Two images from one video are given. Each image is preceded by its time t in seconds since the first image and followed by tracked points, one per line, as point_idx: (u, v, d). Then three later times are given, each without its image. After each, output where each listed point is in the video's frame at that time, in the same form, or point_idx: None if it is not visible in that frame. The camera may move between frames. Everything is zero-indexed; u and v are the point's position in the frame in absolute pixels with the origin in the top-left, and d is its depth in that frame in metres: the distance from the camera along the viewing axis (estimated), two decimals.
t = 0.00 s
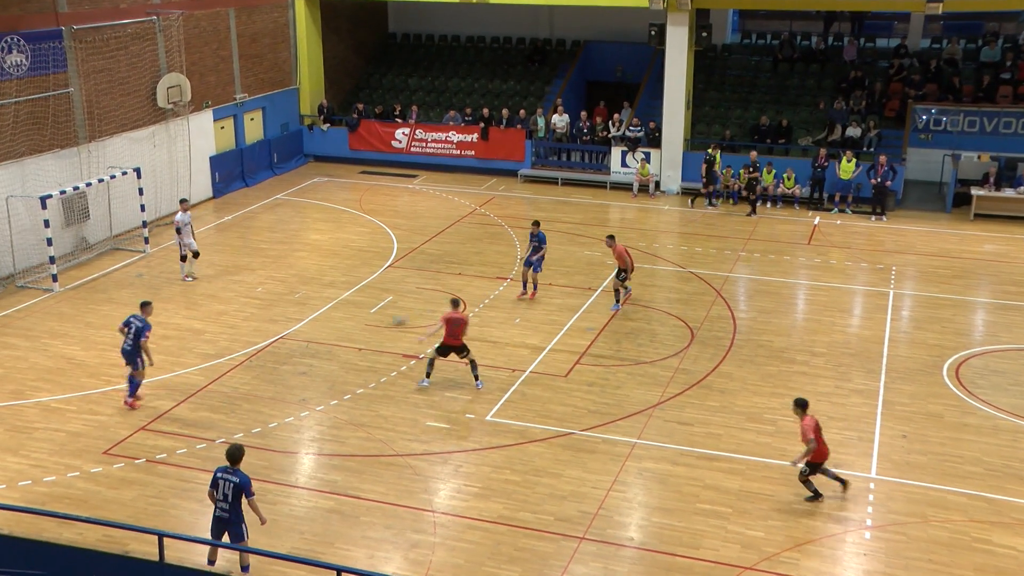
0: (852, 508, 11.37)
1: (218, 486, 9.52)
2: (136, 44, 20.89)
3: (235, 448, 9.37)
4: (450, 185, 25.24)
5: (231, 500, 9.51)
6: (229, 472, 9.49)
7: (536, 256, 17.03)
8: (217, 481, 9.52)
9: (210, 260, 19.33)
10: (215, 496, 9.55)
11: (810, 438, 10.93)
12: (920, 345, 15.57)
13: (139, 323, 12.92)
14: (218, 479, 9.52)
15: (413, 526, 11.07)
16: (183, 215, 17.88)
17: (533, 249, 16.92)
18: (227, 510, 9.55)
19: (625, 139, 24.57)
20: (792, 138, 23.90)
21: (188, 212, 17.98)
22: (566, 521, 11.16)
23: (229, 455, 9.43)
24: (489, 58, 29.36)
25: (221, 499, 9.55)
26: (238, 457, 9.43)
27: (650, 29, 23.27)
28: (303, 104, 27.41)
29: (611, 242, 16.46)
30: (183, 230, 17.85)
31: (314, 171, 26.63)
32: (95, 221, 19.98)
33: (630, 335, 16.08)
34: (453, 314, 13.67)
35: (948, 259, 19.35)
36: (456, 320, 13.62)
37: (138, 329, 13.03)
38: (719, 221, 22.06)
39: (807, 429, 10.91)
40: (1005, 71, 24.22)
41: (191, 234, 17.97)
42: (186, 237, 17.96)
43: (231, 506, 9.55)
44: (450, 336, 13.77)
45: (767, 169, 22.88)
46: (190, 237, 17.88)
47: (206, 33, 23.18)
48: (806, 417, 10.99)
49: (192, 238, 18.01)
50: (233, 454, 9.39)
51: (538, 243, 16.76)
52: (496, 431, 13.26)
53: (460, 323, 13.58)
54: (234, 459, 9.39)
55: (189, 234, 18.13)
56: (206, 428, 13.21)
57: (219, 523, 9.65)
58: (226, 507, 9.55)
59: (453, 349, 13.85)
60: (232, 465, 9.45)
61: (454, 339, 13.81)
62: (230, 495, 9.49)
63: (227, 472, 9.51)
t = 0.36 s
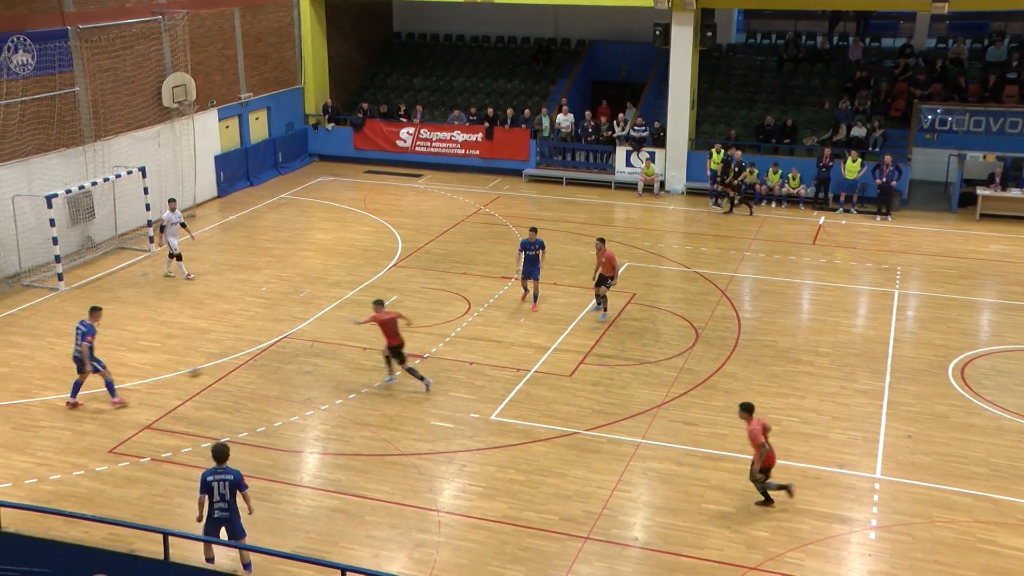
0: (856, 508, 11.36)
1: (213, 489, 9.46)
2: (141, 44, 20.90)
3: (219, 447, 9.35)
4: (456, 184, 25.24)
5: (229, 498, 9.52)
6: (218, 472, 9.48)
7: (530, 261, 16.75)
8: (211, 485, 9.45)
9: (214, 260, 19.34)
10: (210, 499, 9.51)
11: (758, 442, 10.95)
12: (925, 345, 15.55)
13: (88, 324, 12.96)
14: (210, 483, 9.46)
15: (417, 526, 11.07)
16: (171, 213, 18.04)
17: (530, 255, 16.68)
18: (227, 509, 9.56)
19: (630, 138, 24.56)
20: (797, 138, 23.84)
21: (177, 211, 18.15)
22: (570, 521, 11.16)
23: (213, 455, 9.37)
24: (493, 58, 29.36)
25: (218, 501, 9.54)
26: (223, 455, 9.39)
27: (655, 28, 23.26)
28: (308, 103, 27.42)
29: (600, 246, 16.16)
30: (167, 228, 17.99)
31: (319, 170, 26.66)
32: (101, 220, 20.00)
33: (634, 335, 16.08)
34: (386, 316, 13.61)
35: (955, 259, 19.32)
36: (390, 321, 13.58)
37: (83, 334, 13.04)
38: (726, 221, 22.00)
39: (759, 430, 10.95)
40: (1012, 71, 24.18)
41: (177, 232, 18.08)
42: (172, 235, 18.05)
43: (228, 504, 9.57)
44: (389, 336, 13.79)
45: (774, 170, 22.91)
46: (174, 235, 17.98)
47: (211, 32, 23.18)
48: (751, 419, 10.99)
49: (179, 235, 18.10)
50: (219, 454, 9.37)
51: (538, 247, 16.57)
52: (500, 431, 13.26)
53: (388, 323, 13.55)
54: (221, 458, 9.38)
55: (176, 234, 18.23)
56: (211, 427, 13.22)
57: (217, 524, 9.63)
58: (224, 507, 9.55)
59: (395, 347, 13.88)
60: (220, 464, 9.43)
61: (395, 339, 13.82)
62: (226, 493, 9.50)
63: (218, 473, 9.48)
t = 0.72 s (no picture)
0: (911, 511, 11.23)
1: (236, 474, 9.56)
2: (200, 37, 21.12)
3: (235, 431, 9.38)
4: (506, 178, 25.28)
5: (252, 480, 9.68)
6: (237, 457, 9.58)
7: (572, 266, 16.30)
8: (234, 470, 9.54)
9: (268, 250, 19.54)
10: (235, 484, 9.60)
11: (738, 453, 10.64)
12: (985, 346, 15.32)
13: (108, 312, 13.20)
14: (232, 468, 9.54)
15: (467, 518, 11.11)
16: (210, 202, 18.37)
17: (570, 262, 16.18)
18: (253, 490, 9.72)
19: (682, 133, 24.43)
20: (853, 135, 23.62)
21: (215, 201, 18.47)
22: (620, 516, 11.15)
23: (230, 441, 9.42)
24: (545, 52, 29.33)
25: (243, 484, 9.67)
26: (240, 440, 9.45)
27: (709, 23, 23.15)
28: (361, 95, 27.59)
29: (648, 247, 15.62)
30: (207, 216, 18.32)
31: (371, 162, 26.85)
32: (157, 210, 20.27)
33: (686, 331, 16.01)
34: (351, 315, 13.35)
35: (1015, 260, 19.01)
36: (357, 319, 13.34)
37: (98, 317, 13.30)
38: (780, 219, 21.76)
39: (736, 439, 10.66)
40: None
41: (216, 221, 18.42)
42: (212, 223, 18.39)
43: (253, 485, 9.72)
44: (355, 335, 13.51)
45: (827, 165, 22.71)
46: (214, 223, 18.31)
47: (267, 25, 23.39)
48: (729, 431, 10.61)
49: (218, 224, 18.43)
50: (237, 438, 9.40)
51: (575, 253, 16.07)
52: (552, 424, 13.27)
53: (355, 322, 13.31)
54: (238, 442, 9.39)
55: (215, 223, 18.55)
56: (265, 415, 13.37)
57: (244, 506, 9.77)
58: (251, 488, 9.71)
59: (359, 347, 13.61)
60: (237, 449, 9.52)
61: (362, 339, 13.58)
62: (248, 474, 9.65)
63: (238, 457, 9.58)
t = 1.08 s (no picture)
0: (990, 520, 11.03)
1: (284, 456, 9.93)
2: (285, 32, 21.63)
3: (284, 414, 9.76)
4: (580, 174, 25.40)
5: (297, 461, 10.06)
6: (284, 439, 9.94)
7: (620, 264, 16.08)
8: (281, 452, 9.90)
9: (345, 241, 19.93)
10: (282, 465, 9.96)
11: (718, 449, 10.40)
12: None
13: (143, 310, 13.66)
14: (279, 450, 9.90)
15: (536, 510, 11.26)
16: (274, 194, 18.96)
17: (615, 258, 15.96)
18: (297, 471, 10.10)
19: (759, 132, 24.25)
20: (936, 135, 23.17)
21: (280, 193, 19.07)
22: (688, 514, 11.18)
23: (277, 424, 9.77)
24: (622, 49, 29.39)
25: (289, 466, 10.04)
26: (288, 423, 9.83)
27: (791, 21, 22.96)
28: (439, 90, 27.96)
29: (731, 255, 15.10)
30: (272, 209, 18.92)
31: (447, 157, 27.20)
32: (241, 200, 20.85)
33: (759, 331, 15.95)
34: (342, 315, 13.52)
35: None
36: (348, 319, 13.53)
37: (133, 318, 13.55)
38: (857, 220, 21.48)
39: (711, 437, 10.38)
40: None
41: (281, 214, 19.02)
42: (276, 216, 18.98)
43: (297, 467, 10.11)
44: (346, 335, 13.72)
45: (905, 164, 22.27)
46: (280, 215, 18.94)
47: (350, 21, 23.82)
48: (708, 426, 10.37)
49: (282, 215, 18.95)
50: (286, 420, 9.78)
51: (622, 249, 15.83)
52: (622, 420, 13.34)
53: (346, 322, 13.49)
54: (285, 425, 9.76)
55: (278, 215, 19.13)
56: (339, 403, 13.69)
57: (286, 487, 10.15)
58: (295, 470, 10.10)
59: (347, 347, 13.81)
60: (284, 431, 9.89)
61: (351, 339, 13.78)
62: (294, 456, 10.04)
63: (286, 439, 9.95)
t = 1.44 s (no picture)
0: None
1: (311, 448, 10.13)
2: (345, 31, 21.93)
3: (315, 407, 9.93)
4: (634, 175, 25.34)
5: (325, 455, 10.21)
6: (314, 431, 10.15)
7: (646, 275, 15.83)
8: (309, 443, 10.10)
9: (400, 239, 20.12)
10: (309, 455, 10.17)
11: (676, 451, 10.47)
12: None
13: (154, 315, 13.19)
14: (308, 441, 10.11)
15: (585, 509, 11.27)
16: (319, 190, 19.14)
17: (645, 268, 15.73)
18: (324, 465, 10.25)
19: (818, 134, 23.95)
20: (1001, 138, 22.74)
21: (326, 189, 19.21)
22: (739, 518, 11.09)
23: (309, 416, 9.97)
24: (679, 50, 29.28)
25: (315, 458, 10.20)
26: (320, 417, 10.02)
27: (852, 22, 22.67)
28: (496, 90, 28.12)
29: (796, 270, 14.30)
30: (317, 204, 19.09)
31: (502, 156, 27.34)
32: (298, 197, 21.16)
33: (814, 335, 15.77)
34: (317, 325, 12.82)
35: None
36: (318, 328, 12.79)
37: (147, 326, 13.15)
38: (914, 223, 21.15)
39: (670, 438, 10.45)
40: None
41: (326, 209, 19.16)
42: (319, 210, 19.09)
43: (325, 460, 10.25)
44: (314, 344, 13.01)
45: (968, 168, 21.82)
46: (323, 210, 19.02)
47: (409, 20, 24.04)
48: (669, 427, 10.43)
49: (327, 211, 19.14)
50: (317, 413, 9.96)
51: (654, 260, 15.60)
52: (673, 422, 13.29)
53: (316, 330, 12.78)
54: (316, 418, 9.94)
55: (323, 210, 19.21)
56: (392, 399, 13.83)
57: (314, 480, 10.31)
58: (321, 463, 10.24)
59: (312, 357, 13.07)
60: (315, 423, 10.09)
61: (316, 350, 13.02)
62: (323, 450, 10.18)
63: (316, 432, 10.15)
